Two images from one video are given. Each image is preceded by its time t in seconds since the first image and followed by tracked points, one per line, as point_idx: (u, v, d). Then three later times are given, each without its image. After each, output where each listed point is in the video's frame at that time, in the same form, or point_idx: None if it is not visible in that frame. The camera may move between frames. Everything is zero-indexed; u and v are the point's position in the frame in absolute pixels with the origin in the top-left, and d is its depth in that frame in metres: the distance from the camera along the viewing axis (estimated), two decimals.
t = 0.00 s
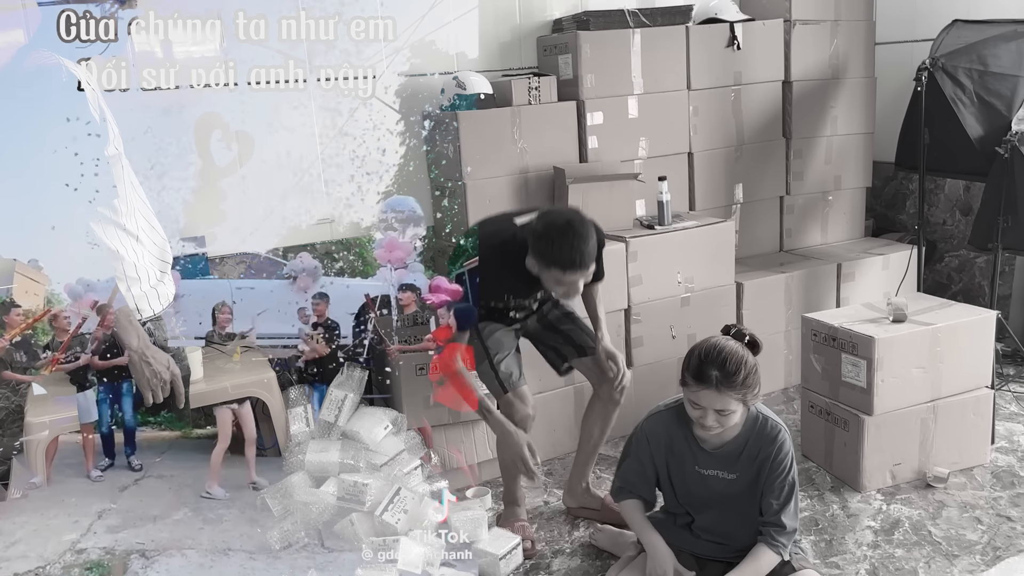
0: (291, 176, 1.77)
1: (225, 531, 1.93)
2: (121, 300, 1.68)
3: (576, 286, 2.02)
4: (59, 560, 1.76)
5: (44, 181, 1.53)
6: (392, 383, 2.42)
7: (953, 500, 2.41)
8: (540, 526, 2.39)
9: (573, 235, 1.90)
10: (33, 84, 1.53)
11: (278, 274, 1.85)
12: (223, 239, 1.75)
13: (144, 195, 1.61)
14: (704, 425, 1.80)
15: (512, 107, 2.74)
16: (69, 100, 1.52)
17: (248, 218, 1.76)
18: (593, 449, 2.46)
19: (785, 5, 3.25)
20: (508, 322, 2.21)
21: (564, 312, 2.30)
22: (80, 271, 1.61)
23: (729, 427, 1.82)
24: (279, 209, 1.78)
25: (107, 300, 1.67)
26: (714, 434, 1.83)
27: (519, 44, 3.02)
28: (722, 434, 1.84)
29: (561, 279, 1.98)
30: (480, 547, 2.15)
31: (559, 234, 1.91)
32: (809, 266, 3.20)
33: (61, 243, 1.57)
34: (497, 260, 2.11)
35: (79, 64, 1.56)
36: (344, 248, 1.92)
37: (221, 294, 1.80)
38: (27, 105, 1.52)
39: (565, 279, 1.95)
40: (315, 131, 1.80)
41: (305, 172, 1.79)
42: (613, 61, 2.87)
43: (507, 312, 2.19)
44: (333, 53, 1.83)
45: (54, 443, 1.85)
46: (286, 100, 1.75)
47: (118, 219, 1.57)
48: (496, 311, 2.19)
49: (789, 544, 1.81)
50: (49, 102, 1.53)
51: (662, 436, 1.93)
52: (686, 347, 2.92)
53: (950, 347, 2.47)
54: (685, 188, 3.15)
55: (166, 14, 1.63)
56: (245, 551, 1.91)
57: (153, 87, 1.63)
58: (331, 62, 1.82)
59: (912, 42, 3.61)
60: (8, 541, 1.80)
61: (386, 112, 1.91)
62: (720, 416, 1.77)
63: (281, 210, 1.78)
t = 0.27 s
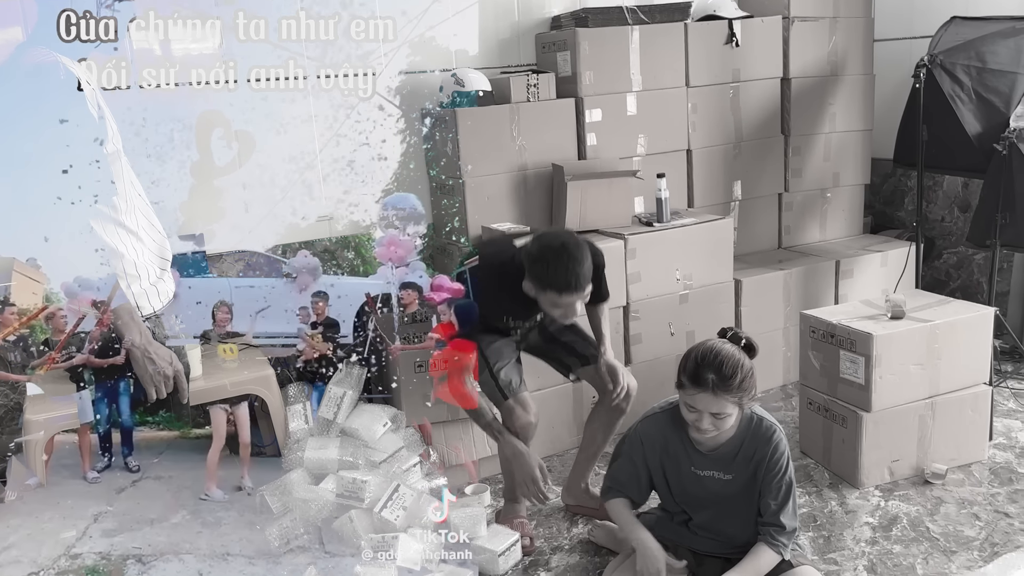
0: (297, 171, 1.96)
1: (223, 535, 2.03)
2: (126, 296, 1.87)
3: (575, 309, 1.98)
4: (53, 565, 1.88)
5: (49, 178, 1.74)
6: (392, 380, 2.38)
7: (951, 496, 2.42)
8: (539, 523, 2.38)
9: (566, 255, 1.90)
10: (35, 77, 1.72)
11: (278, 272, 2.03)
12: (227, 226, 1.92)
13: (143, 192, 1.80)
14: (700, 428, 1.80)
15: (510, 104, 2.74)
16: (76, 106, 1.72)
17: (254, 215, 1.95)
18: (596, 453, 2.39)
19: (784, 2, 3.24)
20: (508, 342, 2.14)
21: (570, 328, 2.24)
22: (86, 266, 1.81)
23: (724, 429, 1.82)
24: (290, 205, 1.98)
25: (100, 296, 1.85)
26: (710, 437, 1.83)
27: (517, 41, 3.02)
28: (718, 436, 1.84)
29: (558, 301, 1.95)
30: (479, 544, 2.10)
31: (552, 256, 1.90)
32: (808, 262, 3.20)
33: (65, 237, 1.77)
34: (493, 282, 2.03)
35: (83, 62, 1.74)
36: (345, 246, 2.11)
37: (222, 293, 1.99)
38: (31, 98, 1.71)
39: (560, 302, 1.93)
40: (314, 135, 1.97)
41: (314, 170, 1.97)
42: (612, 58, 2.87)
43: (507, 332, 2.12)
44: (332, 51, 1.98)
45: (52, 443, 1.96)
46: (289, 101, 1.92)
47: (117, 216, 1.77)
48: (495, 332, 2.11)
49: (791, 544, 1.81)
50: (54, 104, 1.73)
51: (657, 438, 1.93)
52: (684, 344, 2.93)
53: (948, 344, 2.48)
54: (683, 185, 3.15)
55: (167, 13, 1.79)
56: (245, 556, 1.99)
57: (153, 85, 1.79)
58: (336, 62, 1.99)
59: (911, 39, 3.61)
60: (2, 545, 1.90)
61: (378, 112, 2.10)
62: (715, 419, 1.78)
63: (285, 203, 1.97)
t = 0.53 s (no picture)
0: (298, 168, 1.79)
1: (223, 542, 1.93)
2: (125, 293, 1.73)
3: (570, 326, 2.07)
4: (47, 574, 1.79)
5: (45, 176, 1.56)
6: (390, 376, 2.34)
7: (949, 492, 2.42)
8: (537, 519, 2.41)
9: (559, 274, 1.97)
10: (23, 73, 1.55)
11: (277, 269, 1.85)
12: (222, 230, 1.73)
13: (141, 188, 1.62)
14: (693, 433, 1.79)
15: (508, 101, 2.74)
16: (70, 103, 1.56)
17: (245, 214, 1.76)
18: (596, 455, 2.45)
19: None
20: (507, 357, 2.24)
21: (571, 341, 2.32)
22: (85, 266, 1.65)
23: (719, 432, 1.81)
24: (280, 203, 1.79)
25: (94, 294, 1.70)
26: (704, 441, 1.82)
27: (516, 38, 3.02)
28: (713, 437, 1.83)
29: (553, 318, 2.04)
30: (478, 540, 2.16)
31: (547, 275, 1.98)
32: (806, 259, 3.20)
33: (61, 236, 1.61)
34: (491, 299, 2.12)
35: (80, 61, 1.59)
36: (341, 242, 1.91)
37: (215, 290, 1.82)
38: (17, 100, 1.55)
39: (555, 319, 2.02)
40: (314, 129, 1.81)
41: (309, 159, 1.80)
42: (610, 55, 2.87)
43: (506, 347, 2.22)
44: (333, 52, 1.83)
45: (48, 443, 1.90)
46: (288, 100, 1.77)
47: (116, 214, 1.60)
48: (495, 347, 2.21)
49: (789, 543, 1.81)
50: (47, 98, 1.56)
51: (651, 441, 1.92)
52: (682, 341, 2.93)
53: (946, 340, 2.48)
54: (682, 182, 3.15)
55: (165, 13, 1.64)
56: (244, 564, 1.89)
57: (154, 85, 1.64)
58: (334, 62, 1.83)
59: (909, 36, 3.61)
60: None
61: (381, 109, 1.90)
62: (709, 424, 1.77)
63: (278, 207, 1.79)
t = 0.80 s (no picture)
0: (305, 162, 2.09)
1: (221, 552, 2.01)
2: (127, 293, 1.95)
3: (567, 340, 2.08)
4: None
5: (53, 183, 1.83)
6: (390, 374, 2.36)
7: (947, 489, 2.43)
8: (536, 516, 2.35)
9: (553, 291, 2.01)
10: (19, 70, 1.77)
11: (277, 265, 2.14)
12: (219, 233, 2.03)
13: (140, 186, 1.89)
14: (687, 436, 1.79)
15: (508, 98, 2.74)
16: (71, 107, 1.81)
17: (248, 212, 2.06)
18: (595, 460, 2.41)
19: None
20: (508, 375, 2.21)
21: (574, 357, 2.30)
22: (87, 258, 1.90)
23: (712, 433, 1.82)
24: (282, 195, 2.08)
25: (89, 291, 1.92)
26: (698, 442, 1.82)
27: (515, 36, 3.02)
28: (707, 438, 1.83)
29: (550, 332, 2.05)
30: (477, 536, 2.08)
31: (540, 293, 2.02)
32: (805, 256, 3.20)
33: (65, 243, 1.86)
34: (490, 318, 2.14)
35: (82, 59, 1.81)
36: (338, 238, 2.21)
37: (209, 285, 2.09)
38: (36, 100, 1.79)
39: (551, 333, 2.04)
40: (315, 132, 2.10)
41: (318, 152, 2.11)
42: (609, 51, 2.86)
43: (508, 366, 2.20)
44: (331, 51, 2.11)
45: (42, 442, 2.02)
46: (285, 102, 2.04)
47: (114, 210, 1.87)
48: (494, 365, 2.19)
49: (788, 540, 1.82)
50: (53, 102, 1.81)
51: (645, 443, 1.92)
52: (681, 338, 2.93)
53: (944, 337, 2.48)
54: (681, 179, 3.15)
55: (166, 14, 1.88)
56: (241, 571, 1.96)
57: (152, 86, 1.88)
58: (332, 62, 2.11)
59: (908, 33, 3.61)
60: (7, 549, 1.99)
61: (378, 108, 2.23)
62: (702, 427, 1.77)
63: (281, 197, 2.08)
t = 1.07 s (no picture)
0: (284, 177, 2.06)
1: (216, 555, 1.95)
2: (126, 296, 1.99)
3: (560, 352, 2.13)
4: None
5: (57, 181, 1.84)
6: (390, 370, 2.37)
7: (945, 485, 2.43)
8: (535, 512, 2.35)
9: (544, 302, 2.06)
10: (30, 70, 1.79)
11: (277, 262, 2.12)
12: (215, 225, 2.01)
13: (137, 181, 1.89)
14: (683, 438, 1.78)
15: (506, 95, 2.74)
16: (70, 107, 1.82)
17: (246, 194, 2.03)
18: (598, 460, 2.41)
19: None
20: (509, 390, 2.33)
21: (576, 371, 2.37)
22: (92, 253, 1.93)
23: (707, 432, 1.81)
24: (278, 195, 2.06)
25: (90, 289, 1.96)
26: (694, 443, 1.81)
27: (513, 32, 3.02)
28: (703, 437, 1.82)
29: (542, 344, 2.11)
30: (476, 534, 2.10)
31: (528, 306, 2.08)
32: (803, 253, 3.20)
33: (74, 236, 1.89)
34: (488, 333, 2.22)
35: (84, 57, 1.82)
36: (338, 236, 2.19)
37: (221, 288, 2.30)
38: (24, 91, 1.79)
39: (545, 344, 2.09)
40: (320, 135, 2.09)
41: (302, 168, 2.07)
42: (607, 48, 2.86)
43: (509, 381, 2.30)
44: (333, 50, 2.10)
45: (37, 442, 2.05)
46: (288, 97, 2.04)
47: (115, 205, 1.88)
48: (494, 380, 2.30)
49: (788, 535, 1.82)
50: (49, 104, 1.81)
51: (640, 445, 1.91)
52: (680, 334, 2.94)
53: (942, 333, 2.48)
54: (679, 176, 3.15)
55: (164, 13, 1.87)
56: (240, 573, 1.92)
57: (153, 86, 1.89)
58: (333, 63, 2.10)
59: (907, 29, 3.61)
60: None
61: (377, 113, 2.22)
62: (695, 428, 1.76)
63: (279, 198, 2.06)
